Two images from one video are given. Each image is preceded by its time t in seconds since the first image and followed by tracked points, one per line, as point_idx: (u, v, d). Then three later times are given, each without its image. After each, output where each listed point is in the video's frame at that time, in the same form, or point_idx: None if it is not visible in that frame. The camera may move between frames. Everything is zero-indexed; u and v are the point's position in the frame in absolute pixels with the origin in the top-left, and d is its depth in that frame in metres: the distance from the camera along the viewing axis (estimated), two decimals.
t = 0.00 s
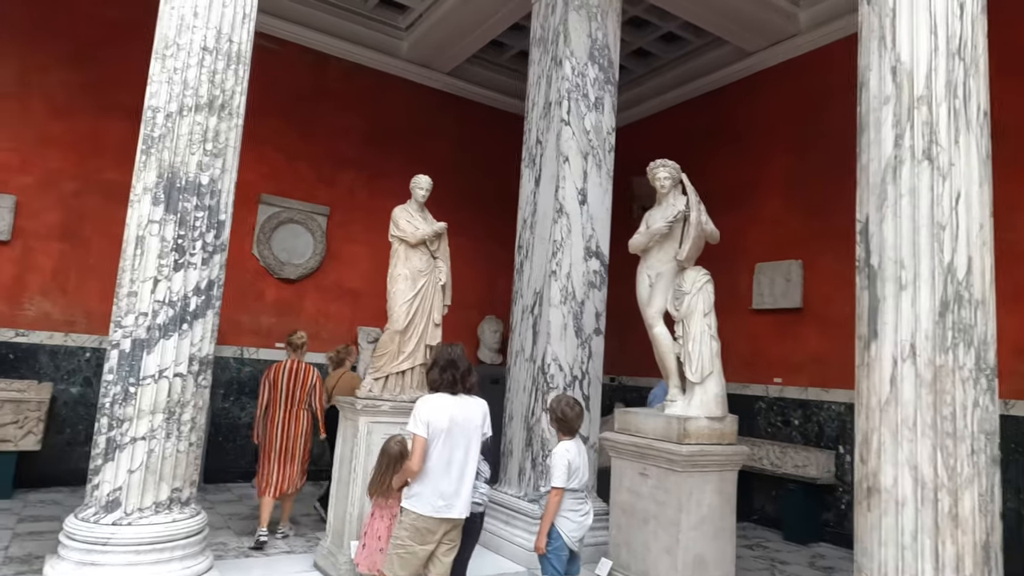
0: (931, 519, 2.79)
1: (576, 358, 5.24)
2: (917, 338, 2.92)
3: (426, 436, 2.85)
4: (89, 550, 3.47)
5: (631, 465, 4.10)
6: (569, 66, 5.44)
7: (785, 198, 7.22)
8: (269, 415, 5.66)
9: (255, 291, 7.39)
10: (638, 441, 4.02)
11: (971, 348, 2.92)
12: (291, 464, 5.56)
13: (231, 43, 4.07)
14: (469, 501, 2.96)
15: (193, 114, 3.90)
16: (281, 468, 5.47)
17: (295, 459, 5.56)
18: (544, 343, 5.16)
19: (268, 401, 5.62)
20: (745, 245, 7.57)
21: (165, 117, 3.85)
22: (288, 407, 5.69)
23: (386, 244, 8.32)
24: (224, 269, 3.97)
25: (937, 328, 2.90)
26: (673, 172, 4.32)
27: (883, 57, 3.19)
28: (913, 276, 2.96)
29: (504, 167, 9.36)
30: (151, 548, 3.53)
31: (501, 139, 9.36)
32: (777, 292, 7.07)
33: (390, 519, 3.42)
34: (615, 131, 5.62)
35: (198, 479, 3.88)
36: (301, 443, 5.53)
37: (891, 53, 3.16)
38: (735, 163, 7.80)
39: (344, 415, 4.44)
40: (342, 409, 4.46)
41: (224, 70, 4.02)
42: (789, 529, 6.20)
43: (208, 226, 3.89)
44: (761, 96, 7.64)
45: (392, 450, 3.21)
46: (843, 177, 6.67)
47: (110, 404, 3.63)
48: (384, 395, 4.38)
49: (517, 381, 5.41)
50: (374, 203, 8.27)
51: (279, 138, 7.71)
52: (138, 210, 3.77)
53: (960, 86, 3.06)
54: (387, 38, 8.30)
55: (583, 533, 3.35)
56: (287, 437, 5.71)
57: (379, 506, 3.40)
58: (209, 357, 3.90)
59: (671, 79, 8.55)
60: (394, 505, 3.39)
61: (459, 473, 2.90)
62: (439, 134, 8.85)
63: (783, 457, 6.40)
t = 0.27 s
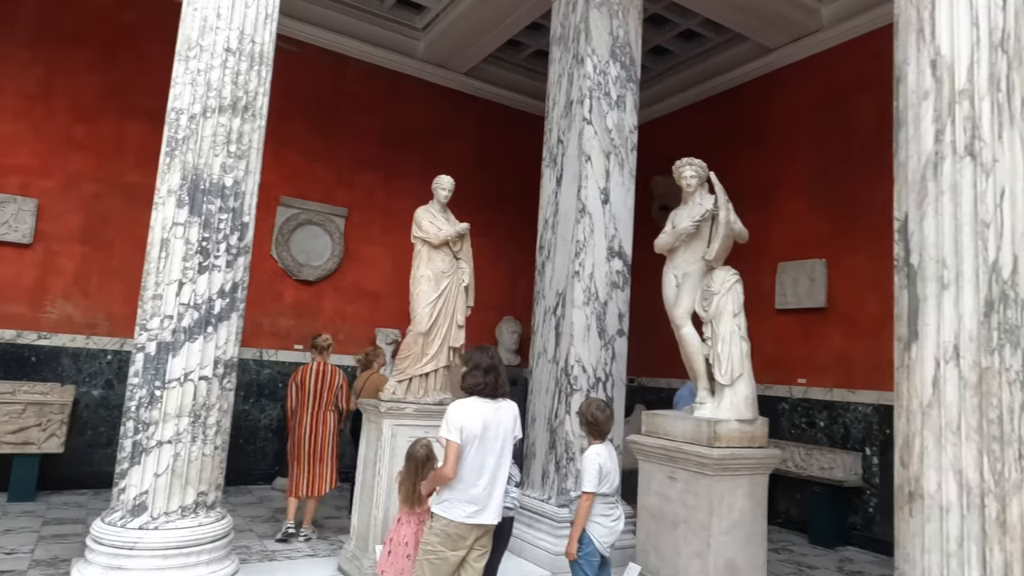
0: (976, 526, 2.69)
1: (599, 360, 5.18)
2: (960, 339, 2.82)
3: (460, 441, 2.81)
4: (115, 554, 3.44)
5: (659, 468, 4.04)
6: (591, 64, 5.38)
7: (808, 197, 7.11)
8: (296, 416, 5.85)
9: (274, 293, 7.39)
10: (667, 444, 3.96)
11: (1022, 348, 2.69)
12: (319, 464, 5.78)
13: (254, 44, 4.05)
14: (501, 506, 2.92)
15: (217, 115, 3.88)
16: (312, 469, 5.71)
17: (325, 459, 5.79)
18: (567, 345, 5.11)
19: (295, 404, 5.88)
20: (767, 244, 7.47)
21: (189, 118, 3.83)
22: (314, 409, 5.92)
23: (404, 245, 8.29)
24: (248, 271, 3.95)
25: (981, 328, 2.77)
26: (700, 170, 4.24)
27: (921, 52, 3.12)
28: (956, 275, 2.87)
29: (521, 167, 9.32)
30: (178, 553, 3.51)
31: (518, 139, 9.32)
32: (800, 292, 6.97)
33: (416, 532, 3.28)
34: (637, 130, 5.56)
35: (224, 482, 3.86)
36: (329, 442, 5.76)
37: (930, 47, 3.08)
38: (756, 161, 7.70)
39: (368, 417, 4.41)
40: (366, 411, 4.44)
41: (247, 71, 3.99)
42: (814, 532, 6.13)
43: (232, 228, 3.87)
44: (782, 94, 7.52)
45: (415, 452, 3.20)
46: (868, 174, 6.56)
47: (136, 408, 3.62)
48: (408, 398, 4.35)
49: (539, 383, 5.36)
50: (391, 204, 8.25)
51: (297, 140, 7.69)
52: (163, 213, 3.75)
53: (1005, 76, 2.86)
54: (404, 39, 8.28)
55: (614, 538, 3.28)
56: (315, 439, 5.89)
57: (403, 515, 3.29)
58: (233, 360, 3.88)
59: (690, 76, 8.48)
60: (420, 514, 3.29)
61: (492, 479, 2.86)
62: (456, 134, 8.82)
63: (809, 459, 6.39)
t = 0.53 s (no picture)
0: None
1: (623, 360, 5.12)
2: (1006, 337, 2.74)
3: (496, 442, 2.81)
4: (145, 556, 3.43)
5: (689, 470, 3.98)
6: (613, 61, 5.33)
7: (832, 194, 7.02)
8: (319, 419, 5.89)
9: (294, 294, 7.39)
10: (697, 445, 3.90)
11: None
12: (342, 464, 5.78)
13: (278, 44, 4.03)
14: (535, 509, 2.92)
15: (242, 116, 3.86)
16: (335, 470, 5.71)
17: (348, 461, 5.79)
18: (591, 345, 5.06)
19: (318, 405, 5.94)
20: (790, 242, 7.38)
21: (215, 119, 3.82)
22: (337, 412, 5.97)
23: (422, 246, 8.28)
24: (274, 272, 3.94)
25: None
26: (727, 167, 4.15)
27: (962, 43, 3.05)
28: (1000, 272, 2.79)
29: (539, 166, 9.28)
30: (208, 554, 3.50)
31: (536, 138, 9.28)
32: (825, 290, 6.88)
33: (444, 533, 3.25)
34: (660, 127, 5.50)
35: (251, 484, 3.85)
36: (352, 444, 5.76)
37: (970, 38, 3.00)
38: (779, 158, 7.61)
39: (394, 418, 4.39)
40: (391, 412, 4.41)
41: (272, 71, 3.98)
42: (841, 533, 6.05)
43: (258, 229, 3.86)
44: (805, 90, 7.44)
45: (444, 458, 3.10)
46: (894, 170, 6.46)
47: (164, 409, 3.61)
48: (434, 399, 4.32)
49: (563, 383, 5.31)
50: (410, 205, 8.24)
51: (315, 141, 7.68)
52: (190, 214, 3.75)
53: None
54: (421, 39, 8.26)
55: (648, 541, 3.25)
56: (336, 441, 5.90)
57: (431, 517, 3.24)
58: (260, 361, 3.86)
59: (709, 73, 8.41)
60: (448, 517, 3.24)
61: (527, 480, 2.86)
62: (473, 134, 8.79)
63: (834, 460, 6.26)
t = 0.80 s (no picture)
0: None
1: (650, 360, 5.08)
2: None
3: (535, 442, 2.79)
4: (180, 557, 3.44)
5: (721, 471, 3.94)
6: (637, 59, 5.28)
7: (858, 191, 6.94)
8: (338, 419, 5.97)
9: (316, 295, 7.41)
10: (729, 446, 3.85)
11: None
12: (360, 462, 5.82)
13: (306, 45, 4.04)
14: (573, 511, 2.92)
15: (271, 118, 3.87)
16: (353, 467, 5.78)
17: (366, 460, 5.84)
18: (618, 345, 5.02)
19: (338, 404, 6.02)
20: (814, 239, 7.30)
21: (244, 121, 3.82)
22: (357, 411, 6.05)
23: (442, 246, 8.28)
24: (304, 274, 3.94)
25: None
26: (757, 165, 4.11)
27: (1004, 36, 2.99)
28: None
29: (558, 166, 9.25)
30: (242, 556, 3.51)
31: (554, 138, 9.25)
32: (851, 288, 6.79)
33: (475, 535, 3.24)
34: (685, 125, 5.45)
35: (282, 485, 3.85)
36: (371, 442, 5.84)
37: (1013, 31, 2.94)
38: (803, 155, 7.54)
39: (422, 419, 4.39)
40: (418, 413, 4.40)
41: (300, 73, 3.98)
42: (870, 535, 5.98)
43: (288, 231, 3.86)
44: (829, 85, 7.35)
45: (477, 460, 3.09)
46: (922, 166, 6.37)
47: (197, 411, 3.62)
48: (462, 399, 4.31)
49: (589, 384, 5.28)
50: (429, 205, 8.24)
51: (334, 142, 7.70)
52: (220, 216, 3.76)
53: None
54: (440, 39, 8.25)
55: (685, 543, 3.22)
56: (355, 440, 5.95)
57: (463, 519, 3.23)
58: (290, 363, 3.87)
59: (729, 70, 8.35)
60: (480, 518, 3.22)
61: (565, 482, 2.86)
62: (492, 134, 8.77)
63: (863, 460, 6.23)
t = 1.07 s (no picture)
0: None
1: (683, 362, 5.03)
2: None
3: (583, 449, 2.77)
4: (222, 562, 3.47)
5: (760, 475, 3.89)
6: (667, 59, 5.24)
7: (891, 189, 6.82)
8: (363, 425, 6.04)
9: (343, 299, 7.45)
10: (769, 450, 3.80)
11: None
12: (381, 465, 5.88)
13: (339, 51, 4.05)
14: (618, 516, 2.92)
15: (306, 124, 3.89)
16: (373, 471, 5.84)
17: (387, 463, 5.88)
18: (650, 347, 4.98)
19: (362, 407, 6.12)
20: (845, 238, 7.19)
21: (279, 128, 3.85)
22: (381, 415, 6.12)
23: (468, 249, 8.28)
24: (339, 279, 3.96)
25: None
26: (793, 164, 4.07)
27: None
28: None
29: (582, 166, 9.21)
30: (283, 560, 3.52)
31: (578, 138, 9.21)
32: (884, 287, 6.68)
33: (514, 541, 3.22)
34: (715, 124, 5.39)
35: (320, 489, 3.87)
36: (392, 445, 5.89)
37: None
38: (832, 153, 7.42)
39: (457, 423, 4.38)
40: (453, 416, 4.41)
41: (334, 78, 4.00)
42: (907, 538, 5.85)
43: (323, 236, 3.88)
44: (858, 82, 7.23)
45: (519, 463, 3.08)
46: (957, 162, 6.26)
47: (236, 416, 3.65)
48: (496, 403, 4.30)
49: (621, 386, 5.25)
50: (454, 208, 8.24)
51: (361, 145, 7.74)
52: (257, 223, 3.79)
53: None
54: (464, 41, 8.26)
55: (729, 549, 3.18)
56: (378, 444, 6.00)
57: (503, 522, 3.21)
58: (327, 367, 3.88)
59: (755, 68, 8.27)
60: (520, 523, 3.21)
61: (612, 487, 2.85)
62: (516, 136, 8.76)
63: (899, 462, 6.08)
